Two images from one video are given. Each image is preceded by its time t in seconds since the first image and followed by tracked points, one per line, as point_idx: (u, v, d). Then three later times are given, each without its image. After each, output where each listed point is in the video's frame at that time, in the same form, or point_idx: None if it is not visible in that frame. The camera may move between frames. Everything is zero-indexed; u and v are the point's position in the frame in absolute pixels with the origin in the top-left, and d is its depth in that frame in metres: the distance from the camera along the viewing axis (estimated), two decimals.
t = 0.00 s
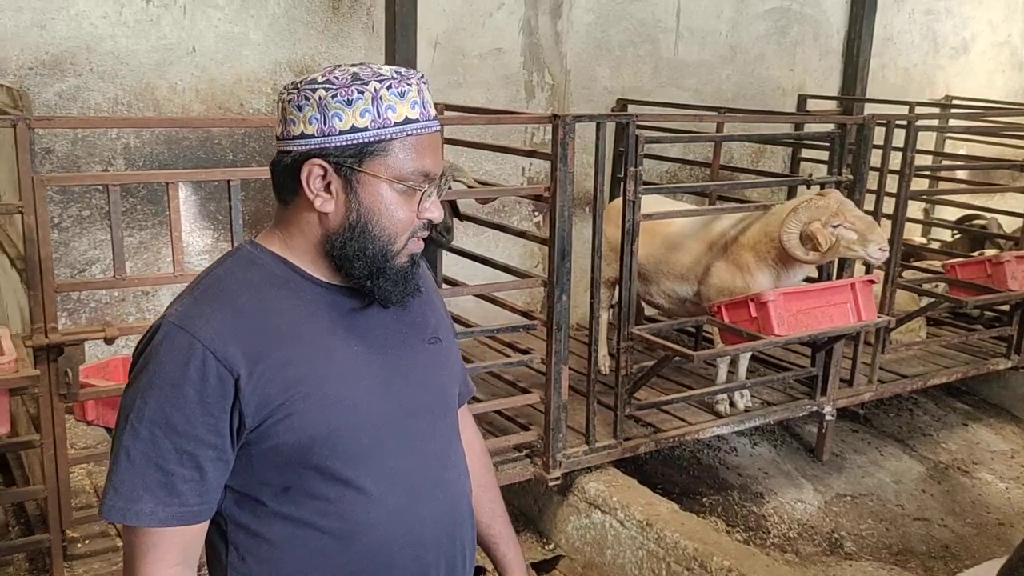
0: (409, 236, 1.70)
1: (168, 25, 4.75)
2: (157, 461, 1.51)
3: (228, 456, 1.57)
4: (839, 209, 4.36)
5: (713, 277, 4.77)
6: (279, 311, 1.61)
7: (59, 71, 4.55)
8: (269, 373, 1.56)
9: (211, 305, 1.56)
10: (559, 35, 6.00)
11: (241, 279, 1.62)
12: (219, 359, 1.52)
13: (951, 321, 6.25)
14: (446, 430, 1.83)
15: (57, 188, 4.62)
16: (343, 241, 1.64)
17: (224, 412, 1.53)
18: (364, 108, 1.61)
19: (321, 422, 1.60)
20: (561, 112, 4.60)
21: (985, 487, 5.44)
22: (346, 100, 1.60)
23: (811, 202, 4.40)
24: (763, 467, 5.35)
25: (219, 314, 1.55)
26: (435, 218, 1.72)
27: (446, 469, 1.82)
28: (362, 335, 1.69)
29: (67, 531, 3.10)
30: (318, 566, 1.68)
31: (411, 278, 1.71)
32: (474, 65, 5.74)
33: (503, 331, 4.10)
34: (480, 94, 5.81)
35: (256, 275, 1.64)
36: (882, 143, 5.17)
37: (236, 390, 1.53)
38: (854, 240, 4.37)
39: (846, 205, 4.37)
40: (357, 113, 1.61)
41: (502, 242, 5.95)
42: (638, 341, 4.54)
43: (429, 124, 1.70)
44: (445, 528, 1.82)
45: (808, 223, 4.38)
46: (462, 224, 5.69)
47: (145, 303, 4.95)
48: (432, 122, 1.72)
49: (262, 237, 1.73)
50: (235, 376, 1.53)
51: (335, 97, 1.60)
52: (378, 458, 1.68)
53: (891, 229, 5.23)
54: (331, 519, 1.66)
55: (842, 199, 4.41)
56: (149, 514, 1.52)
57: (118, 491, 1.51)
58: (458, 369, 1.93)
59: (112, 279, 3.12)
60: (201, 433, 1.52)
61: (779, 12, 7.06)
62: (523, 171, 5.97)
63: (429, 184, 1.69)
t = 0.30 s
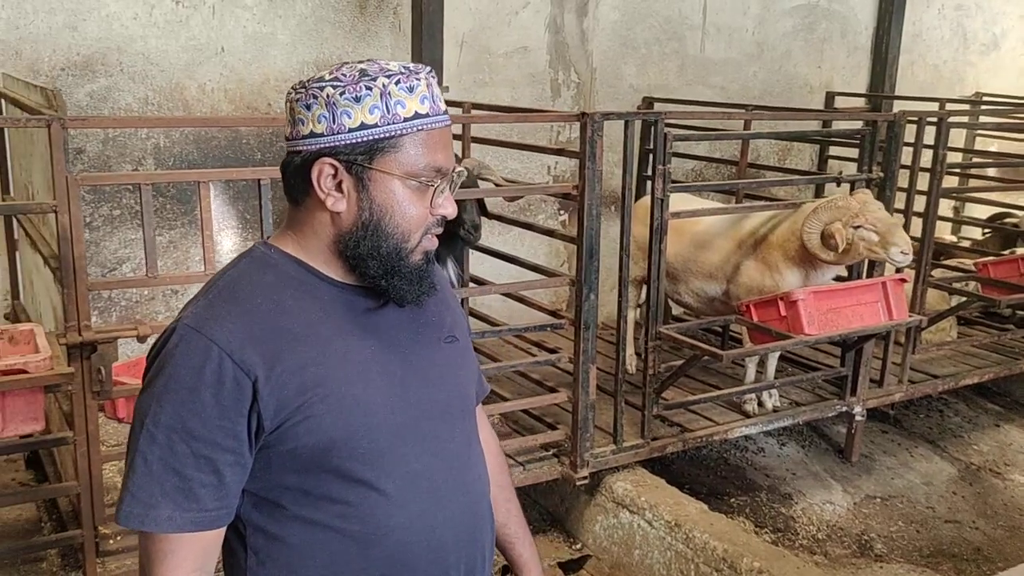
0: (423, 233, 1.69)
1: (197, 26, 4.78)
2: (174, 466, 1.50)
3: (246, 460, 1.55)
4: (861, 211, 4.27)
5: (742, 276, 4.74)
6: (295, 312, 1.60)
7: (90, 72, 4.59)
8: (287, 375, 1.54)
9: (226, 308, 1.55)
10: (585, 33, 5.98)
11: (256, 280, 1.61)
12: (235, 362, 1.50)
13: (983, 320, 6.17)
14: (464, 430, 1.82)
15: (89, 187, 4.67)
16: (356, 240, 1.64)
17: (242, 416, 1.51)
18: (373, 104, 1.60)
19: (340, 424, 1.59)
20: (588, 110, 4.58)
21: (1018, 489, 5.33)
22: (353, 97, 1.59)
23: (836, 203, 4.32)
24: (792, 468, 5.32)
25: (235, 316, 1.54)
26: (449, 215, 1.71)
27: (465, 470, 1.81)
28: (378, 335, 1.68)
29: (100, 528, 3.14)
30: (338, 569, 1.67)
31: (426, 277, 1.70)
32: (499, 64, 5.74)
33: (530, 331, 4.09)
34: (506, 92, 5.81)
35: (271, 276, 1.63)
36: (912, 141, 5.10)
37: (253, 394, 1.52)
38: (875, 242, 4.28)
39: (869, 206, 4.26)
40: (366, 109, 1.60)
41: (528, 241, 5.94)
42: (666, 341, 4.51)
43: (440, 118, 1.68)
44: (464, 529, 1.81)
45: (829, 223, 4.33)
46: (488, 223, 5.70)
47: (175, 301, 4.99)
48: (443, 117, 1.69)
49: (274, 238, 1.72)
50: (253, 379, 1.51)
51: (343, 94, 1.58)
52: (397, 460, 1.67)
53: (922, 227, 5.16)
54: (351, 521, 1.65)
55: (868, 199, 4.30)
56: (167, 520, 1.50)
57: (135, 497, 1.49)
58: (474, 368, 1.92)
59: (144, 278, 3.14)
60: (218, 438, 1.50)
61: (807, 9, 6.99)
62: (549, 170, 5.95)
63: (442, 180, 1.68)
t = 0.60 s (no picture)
0: (437, 233, 1.69)
1: (218, 29, 4.81)
2: (195, 469, 1.50)
3: (267, 463, 1.55)
4: (873, 215, 4.26)
5: (762, 277, 4.72)
6: (313, 314, 1.60)
7: (112, 75, 4.63)
8: (306, 377, 1.54)
9: (244, 310, 1.55)
10: (603, 34, 5.98)
11: (273, 284, 1.61)
12: (255, 364, 1.50)
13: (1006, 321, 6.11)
14: (482, 431, 1.82)
15: (111, 189, 4.71)
16: (372, 241, 1.64)
17: (261, 418, 1.51)
18: (385, 106, 1.61)
19: (359, 425, 1.59)
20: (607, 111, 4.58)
21: None
22: (365, 99, 1.59)
23: (851, 207, 4.34)
24: (811, 470, 5.29)
25: (254, 318, 1.54)
26: (463, 214, 1.72)
27: (484, 470, 1.81)
28: (396, 336, 1.69)
29: (123, 527, 3.16)
30: (360, 571, 1.66)
31: (442, 276, 1.71)
32: (517, 65, 5.74)
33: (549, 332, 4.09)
34: (524, 93, 5.81)
35: (288, 279, 1.63)
36: (933, 141, 5.06)
37: (273, 395, 1.52)
38: (886, 248, 4.26)
39: (883, 211, 4.25)
40: (378, 112, 1.61)
41: (546, 242, 5.95)
42: (686, 342, 4.49)
43: (451, 118, 1.69)
44: (485, 530, 1.80)
45: (843, 227, 4.34)
46: (506, 224, 5.70)
47: (195, 302, 5.03)
48: (454, 117, 1.70)
49: (290, 241, 1.73)
50: (273, 381, 1.52)
51: (355, 97, 1.59)
52: (416, 461, 1.67)
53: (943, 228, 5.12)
54: (372, 522, 1.64)
55: (882, 205, 4.29)
56: (188, 523, 1.50)
57: (157, 500, 1.50)
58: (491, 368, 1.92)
59: (166, 279, 3.16)
60: (239, 440, 1.50)
61: (827, 8, 6.95)
62: (567, 171, 5.95)
63: (455, 179, 1.68)
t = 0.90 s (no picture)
0: (462, 227, 1.71)
1: (227, 29, 4.82)
2: (224, 459, 1.51)
3: (293, 454, 1.56)
4: (874, 217, 4.23)
5: (772, 277, 4.71)
6: (339, 308, 1.61)
7: (123, 75, 4.65)
8: (333, 370, 1.55)
9: (272, 304, 1.56)
10: (613, 33, 5.97)
11: (300, 278, 1.62)
12: (283, 357, 1.51)
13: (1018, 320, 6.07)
14: (503, 425, 1.82)
15: (121, 189, 4.72)
16: (399, 235, 1.66)
17: (289, 410, 1.52)
18: (410, 102, 1.62)
19: (384, 417, 1.60)
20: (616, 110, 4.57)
21: None
22: (391, 95, 1.61)
23: (855, 208, 4.32)
24: (821, 470, 5.27)
25: (281, 312, 1.55)
26: (486, 208, 1.73)
27: (504, 463, 1.82)
28: (421, 330, 1.69)
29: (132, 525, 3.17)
30: (383, 562, 1.67)
31: (466, 270, 1.72)
32: (527, 64, 5.74)
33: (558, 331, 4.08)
34: (533, 93, 5.81)
35: (314, 273, 1.64)
36: (944, 139, 5.04)
37: (300, 388, 1.53)
38: (884, 250, 4.25)
39: (884, 213, 4.22)
40: (404, 107, 1.62)
41: (555, 241, 5.95)
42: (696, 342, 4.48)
43: (474, 113, 1.71)
44: (504, 523, 1.81)
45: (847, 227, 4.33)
46: (515, 223, 5.70)
47: (204, 302, 5.04)
48: (477, 112, 1.72)
49: (315, 237, 1.74)
50: (300, 374, 1.53)
51: (382, 93, 1.60)
52: (439, 453, 1.68)
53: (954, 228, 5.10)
54: (394, 514, 1.65)
55: (885, 206, 4.26)
56: (218, 513, 1.51)
57: (187, 490, 1.51)
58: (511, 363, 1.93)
59: (176, 279, 3.17)
60: (267, 432, 1.51)
61: (837, 7, 6.93)
62: (576, 171, 5.95)
63: (478, 174, 1.70)
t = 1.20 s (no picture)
0: (493, 226, 1.71)
1: (227, 29, 4.82)
2: (256, 450, 1.50)
3: (323, 446, 1.55)
4: (865, 217, 4.22)
5: (773, 277, 4.70)
6: (369, 302, 1.60)
7: (122, 74, 4.64)
8: (363, 363, 1.55)
9: (304, 298, 1.55)
10: (613, 32, 5.96)
11: (331, 273, 1.61)
12: (315, 350, 1.51)
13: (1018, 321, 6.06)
14: (526, 422, 1.82)
15: (120, 188, 4.72)
16: (432, 233, 1.66)
17: (320, 402, 1.51)
18: (446, 102, 1.63)
19: (412, 411, 1.59)
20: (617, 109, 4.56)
21: None
22: (428, 95, 1.61)
23: (846, 208, 4.31)
24: (820, 470, 5.27)
25: (314, 305, 1.54)
26: (515, 207, 1.74)
27: (527, 460, 1.81)
28: (448, 325, 1.69)
29: (130, 525, 3.16)
30: (408, 556, 1.65)
31: (495, 268, 1.73)
32: (527, 64, 5.73)
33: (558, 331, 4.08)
34: (534, 93, 5.80)
35: (345, 269, 1.63)
36: (945, 140, 5.03)
37: (331, 381, 1.52)
38: (873, 250, 4.23)
39: (875, 214, 4.21)
40: (440, 108, 1.62)
41: (555, 241, 5.94)
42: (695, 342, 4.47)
43: (506, 115, 1.71)
44: (526, 518, 1.81)
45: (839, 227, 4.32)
46: (515, 223, 5.70)
47: (203, 302, 5.04)
48: (509, 114, 1.73)
49: (345, 234, 1.73)
50: (332, 367, 1.52)
51: (418, 93, 1.61)
52: (466, 448, 1.67)
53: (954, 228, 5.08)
54: (420, 507, 1.64)
55: (877, 206, 4.24)
56: (248, 502, 1.50)
57: (219, 480, 1.50)
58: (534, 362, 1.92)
59: (174, 279, 3.16)
60: (298, 424, 1.50)
61: (838, 7, 6.92)
62: (576, 171, 5.95)
63: (509, 173, 1.70)
